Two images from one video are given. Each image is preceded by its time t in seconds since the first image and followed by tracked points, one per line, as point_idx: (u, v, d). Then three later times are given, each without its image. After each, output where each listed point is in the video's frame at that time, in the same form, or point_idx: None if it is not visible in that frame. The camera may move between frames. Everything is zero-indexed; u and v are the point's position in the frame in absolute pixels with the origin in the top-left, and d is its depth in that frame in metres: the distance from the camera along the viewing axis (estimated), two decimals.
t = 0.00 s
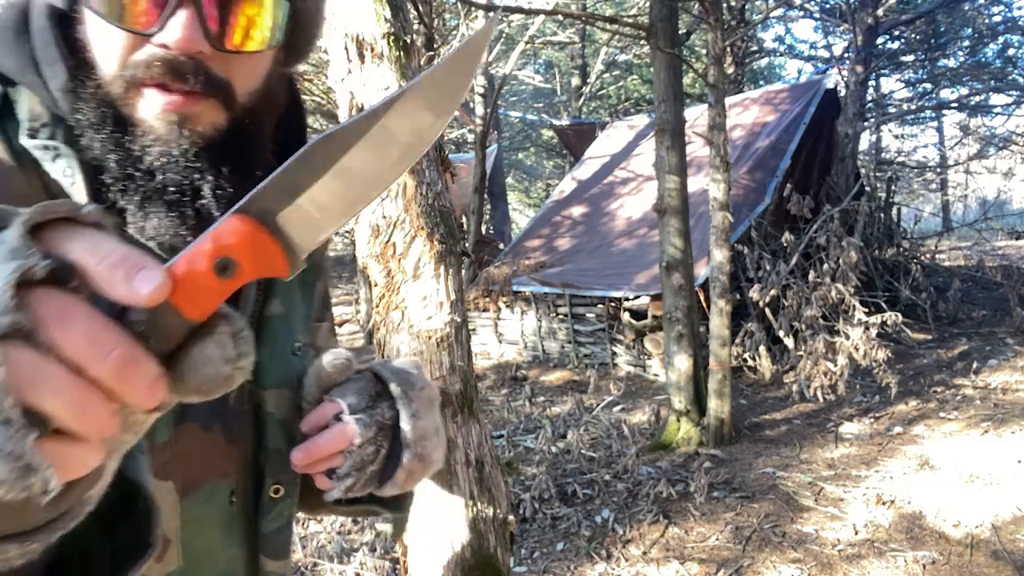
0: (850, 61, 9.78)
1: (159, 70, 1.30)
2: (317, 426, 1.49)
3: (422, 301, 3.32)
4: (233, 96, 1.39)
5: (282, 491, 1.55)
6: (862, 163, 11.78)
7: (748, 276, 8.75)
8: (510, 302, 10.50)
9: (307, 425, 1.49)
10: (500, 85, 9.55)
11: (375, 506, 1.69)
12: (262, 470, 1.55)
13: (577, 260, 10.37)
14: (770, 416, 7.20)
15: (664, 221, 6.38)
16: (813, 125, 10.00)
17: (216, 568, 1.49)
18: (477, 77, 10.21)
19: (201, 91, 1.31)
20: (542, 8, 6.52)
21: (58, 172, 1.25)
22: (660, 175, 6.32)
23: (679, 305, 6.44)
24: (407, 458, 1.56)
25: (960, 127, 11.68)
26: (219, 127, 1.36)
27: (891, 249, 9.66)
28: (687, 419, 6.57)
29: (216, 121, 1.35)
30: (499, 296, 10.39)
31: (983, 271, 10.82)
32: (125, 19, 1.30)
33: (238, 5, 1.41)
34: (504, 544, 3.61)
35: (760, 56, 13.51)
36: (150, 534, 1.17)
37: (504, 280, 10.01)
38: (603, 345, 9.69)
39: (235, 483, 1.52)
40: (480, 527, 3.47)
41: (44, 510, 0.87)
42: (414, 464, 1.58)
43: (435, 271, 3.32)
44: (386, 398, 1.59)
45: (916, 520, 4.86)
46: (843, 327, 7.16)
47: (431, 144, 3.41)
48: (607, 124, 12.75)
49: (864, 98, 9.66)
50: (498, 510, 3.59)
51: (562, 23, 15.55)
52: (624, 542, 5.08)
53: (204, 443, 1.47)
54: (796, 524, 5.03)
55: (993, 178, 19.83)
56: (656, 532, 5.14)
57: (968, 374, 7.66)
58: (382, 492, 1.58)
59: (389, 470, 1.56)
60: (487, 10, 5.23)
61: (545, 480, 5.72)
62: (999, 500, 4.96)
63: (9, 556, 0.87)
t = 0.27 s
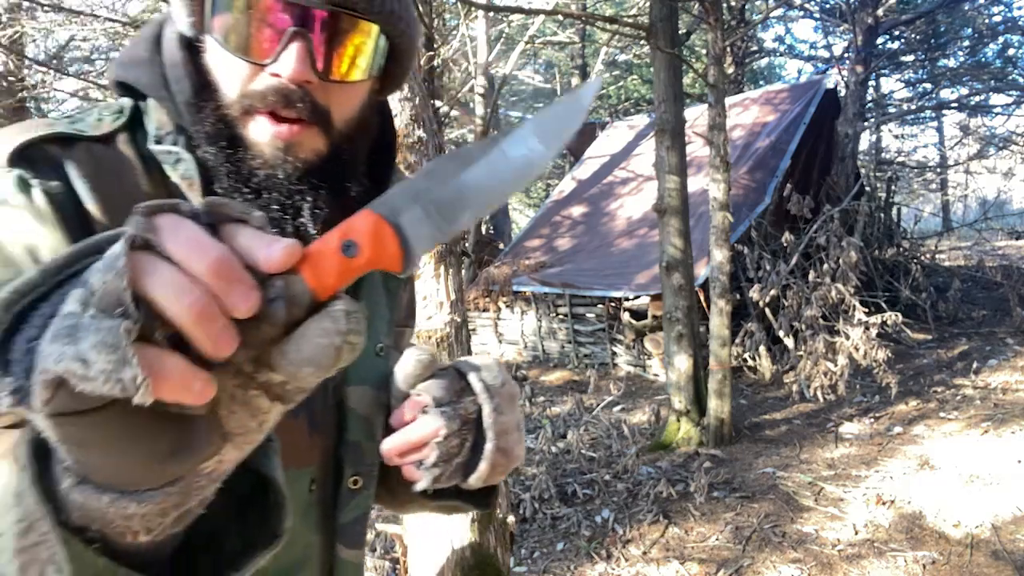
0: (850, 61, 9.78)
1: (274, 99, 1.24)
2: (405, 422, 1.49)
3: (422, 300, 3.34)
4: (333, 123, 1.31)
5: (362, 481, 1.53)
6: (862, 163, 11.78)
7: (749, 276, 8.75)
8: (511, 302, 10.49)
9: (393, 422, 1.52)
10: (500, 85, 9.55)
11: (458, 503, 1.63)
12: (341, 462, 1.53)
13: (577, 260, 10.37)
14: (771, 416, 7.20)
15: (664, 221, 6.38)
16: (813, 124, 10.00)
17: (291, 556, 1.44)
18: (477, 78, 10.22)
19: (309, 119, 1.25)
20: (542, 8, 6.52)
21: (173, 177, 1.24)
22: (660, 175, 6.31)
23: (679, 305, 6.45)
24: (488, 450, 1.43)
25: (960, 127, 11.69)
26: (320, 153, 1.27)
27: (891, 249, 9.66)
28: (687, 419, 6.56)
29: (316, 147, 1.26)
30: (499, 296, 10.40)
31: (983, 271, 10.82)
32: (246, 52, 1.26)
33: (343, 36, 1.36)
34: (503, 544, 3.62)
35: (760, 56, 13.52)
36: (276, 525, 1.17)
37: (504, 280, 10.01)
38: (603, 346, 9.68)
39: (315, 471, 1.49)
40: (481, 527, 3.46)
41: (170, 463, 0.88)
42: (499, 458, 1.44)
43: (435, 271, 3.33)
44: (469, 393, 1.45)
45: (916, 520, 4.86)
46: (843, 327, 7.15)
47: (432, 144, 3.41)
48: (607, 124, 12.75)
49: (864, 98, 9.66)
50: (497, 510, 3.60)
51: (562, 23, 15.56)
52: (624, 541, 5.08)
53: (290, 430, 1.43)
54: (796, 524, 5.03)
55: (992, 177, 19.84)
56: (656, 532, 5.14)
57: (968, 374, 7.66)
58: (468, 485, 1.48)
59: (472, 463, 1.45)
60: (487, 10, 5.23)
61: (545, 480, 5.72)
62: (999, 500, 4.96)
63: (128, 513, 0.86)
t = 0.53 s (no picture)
0: (850, 61, 9.78)
1: (338, 106, 1.36)
2: (451, 419, 1.47)
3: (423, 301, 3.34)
4: (386, 127, 1.45)
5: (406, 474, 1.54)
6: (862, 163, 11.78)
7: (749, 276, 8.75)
8: (510, 302, 10.49)
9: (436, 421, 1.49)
10: (500, 85, 9.55)
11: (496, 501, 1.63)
12: (387, 456, 1.54)
13: (578, 260, 10.37)
14: (770, 416, 7.21)
15: (664, 221, 6.38)
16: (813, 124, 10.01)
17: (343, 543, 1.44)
18: (477, 78, 10.22)
19: (366, 123, 1.38)
20: (542, 8, 6.51)
21: (240, 178, 1.32)
22: (660, 175, 6.31)
23: (679, 305, 6.45)
24: (530, 450, 1.42)
25: (960, 127, 11.69)
26: (374, 152, 1.41)
27: (891, 249, 9.66)
28: (687, 419, 6.57)
29: (370, 148, 1.40)
30: (499, 296, 10.40)
31: (983, 271, 10.83)
32: (309, 61, 1.38)
33: (398, 50, 1.48)
34: (504, 546, 3.65)
35: (760, 56, 13.52)
36: (343, 516, 1.23)
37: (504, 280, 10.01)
38: (603, 345, 9.68)
39: (362, 464, 1.50)
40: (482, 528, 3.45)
41: (260, 441, 0.96)
42: (537, 459, 1.44)
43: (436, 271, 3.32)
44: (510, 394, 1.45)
45: (916, 520, 4.86)
46: (843, 327, 7.15)
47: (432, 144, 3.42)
48: (607, 124, 12.74)
49: (864, 98, 9.66)
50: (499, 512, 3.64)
51: (561, 23, 15.56)
52: (624, 542, 5.08)
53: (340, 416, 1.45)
54: (796, 523, 5.03)
55: (992, 178, 19.83)
56: (656, 532, 5.14)
57: (968, 374, 7.67)
58: (508, 484, 1.48)
59: (513, 464, 1.45)
60: (487, 10, 5.22)
61: (545, 480, 5.72)
62: (1000, 500, 4.96)
63: (214, 490, 0.93)
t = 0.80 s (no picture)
0: (850, 61, 9.78)
1: (366, 110, 1.44)
2: (473, 419, 1.50)
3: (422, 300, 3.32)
4: (416, 129, 1.54)
5: (428, 469, 1.60)
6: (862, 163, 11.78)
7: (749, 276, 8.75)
8: (510, 302, 10.49)
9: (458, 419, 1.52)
10: (500, 85, 9.56)
11: (514, 497, 1.69)
12: (409, 453, 1.60)
13: (578, 260, 10.37)
14: (770, 416, 7.21)
15: (664, 221, 6.37)
16: (813, 125, 10.01)
17: (368, 536, 1.51)
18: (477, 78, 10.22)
19: (395, 128, 1.47)
20: (542, 8, 6.51)
21: (269, 181, 1.37)
22: (660, 175, 6.31)
23: (679, 305, 6.45)
24: (552, 448, 1.47)
25: (960, 127, 11.69)
26: (402, 155, 1.51)
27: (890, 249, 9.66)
28: (687, 419, 6.57)
29: (400, 152, 1.50)
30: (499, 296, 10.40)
31: (983, 271, 10.83)
32: (339, 66, 1.45)
33: (424, 55, 1.54)
34: (503, 546, 3.63)
35: (760, 56, 13.52)
36: (375, 500, 1.29)
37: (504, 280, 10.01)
38: (603, 345, 9.67)
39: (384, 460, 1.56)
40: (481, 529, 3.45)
41: (303, 426, 0.99)
42: (558, 456, 1.49)
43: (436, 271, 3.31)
44: (532, 393, 1.50)
45: (916, 519, 4.86)
46: (843, 327, 7.15)
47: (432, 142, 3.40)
48: (607, 124, 12.74)
49: (864, 98, 9.66)
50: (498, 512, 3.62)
51: (562, 23, 15.55)
52: (624, 542, 5.08)
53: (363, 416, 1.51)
54: (797, 523, 5.03)
55: (992, 178, 19.82)
56: (656, 532, 5.14)
57: (968, 374, 7.66)
58: (529, 480, 1.53)
59: (535, 460, 1.50)
60: (487, 10, 5.22)
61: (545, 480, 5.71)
62: (1000, 500, 4.96)
63: (259, 472, 0.99)
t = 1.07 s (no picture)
0: (850, 61, 9.78)
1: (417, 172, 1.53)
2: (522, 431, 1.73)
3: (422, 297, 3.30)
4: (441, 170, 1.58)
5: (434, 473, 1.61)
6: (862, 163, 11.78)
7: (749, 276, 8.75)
8: (510, 302, 10.48)
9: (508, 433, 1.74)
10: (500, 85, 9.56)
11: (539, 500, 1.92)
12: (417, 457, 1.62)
13: (578, 260, 10.38)
14: (771, 416, 7.21)
15: (664, 221, 6.37)
16: (813, 125, 10.02)
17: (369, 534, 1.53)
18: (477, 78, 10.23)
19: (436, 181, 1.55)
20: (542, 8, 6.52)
21: (287, 190, 1.40)
22: (660, 175, 6.30)
23: (679, 305, 6.45)
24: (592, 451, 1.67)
25: (960, 127, 11.70)
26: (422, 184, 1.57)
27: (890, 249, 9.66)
28: (688, 419, 6.56)
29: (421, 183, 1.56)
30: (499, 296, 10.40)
31: (983, 271, 10.83)
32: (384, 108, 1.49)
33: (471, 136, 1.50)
34: (504, 545, 3.61)
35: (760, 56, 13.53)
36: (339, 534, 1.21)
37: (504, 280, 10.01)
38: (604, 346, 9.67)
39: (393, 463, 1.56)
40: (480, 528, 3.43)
41: None
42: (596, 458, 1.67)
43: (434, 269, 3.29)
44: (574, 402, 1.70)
45: (916, 520, 4.86)
46: (843, 327, 7.15)
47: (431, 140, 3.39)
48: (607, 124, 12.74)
49: (864, 98, 9.67)
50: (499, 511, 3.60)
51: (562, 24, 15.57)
52: (624, 542, 5.08)
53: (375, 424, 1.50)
54: (797, 524, 5.03)
55: (992, 178, 19.84)
56: (656, 532, 5.14)
57: (968, 374, 7.66)
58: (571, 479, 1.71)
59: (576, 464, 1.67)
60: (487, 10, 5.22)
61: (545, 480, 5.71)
62: (1000, 500, 4.96)
63: None
